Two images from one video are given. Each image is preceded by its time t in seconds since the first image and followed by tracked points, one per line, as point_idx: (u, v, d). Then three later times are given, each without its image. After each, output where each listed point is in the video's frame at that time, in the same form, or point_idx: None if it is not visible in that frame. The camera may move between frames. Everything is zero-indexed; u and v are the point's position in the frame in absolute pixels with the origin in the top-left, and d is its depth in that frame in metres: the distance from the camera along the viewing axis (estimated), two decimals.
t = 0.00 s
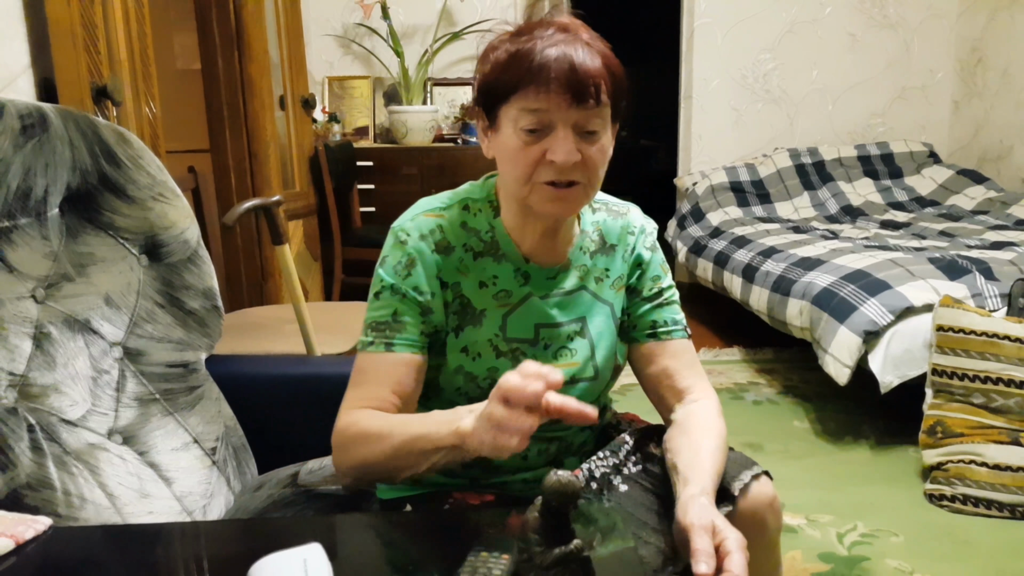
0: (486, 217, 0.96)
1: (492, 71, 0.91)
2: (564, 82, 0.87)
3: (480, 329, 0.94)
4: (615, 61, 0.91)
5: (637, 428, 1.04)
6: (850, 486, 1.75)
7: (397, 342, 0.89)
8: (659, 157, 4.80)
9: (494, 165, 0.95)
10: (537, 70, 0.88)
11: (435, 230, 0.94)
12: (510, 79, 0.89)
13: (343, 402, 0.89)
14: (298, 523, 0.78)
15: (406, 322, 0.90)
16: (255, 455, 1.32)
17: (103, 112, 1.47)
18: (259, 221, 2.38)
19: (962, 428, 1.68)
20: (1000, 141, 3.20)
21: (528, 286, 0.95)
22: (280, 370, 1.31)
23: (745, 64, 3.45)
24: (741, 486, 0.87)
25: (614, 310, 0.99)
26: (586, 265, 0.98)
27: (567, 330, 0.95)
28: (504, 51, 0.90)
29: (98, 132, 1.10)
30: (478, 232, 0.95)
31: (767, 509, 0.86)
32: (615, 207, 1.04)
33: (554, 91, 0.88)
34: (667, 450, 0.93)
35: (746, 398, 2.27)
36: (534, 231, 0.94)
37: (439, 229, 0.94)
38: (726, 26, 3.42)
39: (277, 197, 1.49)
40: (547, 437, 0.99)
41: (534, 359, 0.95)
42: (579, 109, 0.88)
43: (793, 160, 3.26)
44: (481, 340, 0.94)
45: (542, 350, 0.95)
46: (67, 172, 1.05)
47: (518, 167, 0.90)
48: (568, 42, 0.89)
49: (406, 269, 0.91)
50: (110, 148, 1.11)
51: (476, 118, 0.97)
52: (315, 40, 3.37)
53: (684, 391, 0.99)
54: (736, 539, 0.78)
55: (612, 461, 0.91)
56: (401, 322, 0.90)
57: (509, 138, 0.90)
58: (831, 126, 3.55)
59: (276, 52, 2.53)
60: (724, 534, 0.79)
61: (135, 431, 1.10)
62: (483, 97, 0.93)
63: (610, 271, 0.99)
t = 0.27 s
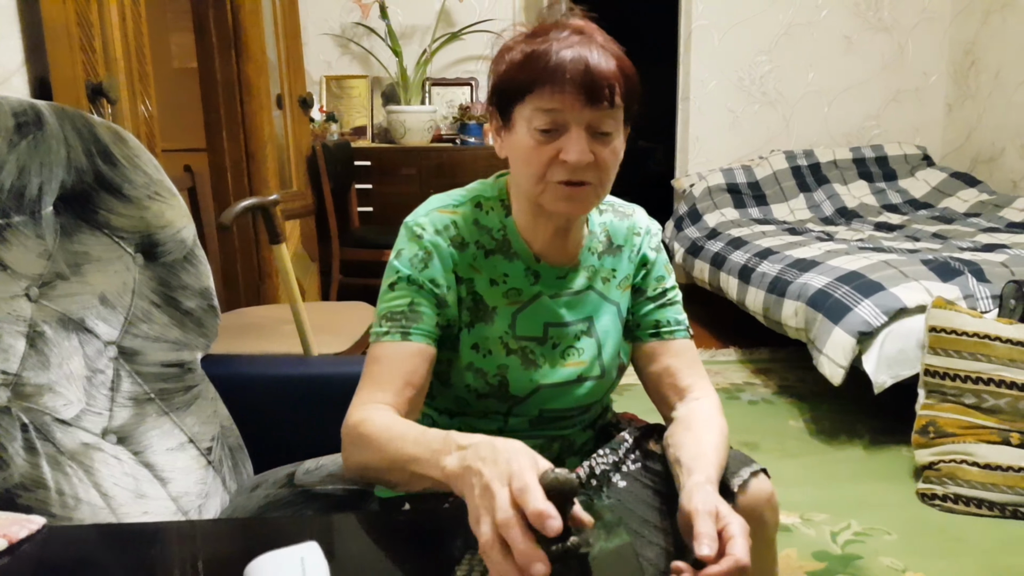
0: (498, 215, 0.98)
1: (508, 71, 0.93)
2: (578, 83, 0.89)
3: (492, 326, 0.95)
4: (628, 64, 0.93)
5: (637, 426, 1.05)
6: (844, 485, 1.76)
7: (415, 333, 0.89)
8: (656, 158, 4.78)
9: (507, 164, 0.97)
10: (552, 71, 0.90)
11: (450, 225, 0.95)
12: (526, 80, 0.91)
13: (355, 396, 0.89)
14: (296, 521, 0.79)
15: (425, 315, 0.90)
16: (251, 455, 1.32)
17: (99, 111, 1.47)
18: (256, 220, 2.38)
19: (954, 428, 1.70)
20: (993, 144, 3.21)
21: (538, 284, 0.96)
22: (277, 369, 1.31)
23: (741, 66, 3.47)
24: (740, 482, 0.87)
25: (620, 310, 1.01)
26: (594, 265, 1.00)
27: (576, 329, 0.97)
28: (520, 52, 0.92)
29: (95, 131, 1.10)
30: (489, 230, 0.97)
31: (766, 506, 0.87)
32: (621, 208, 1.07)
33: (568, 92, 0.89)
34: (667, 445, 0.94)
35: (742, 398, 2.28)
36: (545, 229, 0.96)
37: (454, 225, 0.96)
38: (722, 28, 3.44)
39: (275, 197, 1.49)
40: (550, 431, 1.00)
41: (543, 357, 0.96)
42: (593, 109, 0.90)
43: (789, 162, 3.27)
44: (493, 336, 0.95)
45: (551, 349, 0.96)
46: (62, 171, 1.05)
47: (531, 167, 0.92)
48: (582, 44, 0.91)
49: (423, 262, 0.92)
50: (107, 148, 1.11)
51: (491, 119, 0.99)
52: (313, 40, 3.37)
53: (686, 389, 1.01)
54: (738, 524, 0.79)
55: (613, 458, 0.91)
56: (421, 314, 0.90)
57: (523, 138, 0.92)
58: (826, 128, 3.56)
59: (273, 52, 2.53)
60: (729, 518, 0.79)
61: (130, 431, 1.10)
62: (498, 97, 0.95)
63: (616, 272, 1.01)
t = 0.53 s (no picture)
0: (502, 218, 0.98)
1: (516, 75, 0.92)
2: (588, 89, 0.89)
3: (496, 329, 0.95)
4: (637, 69, 0.93)
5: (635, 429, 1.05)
6: (841, 491, 1.75)
7: (418, 335, 0.89)
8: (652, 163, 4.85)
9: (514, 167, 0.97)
10: (561, 76, 0.89)
11: (454, 228, 0.96)
12: (535, 85, 0.91)
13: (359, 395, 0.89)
14: (293, 523, 0.78)
15: (429, 317, 0.91)
16: (247, 456, 1.32)
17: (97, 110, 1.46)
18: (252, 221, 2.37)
19: (951, 434, 1.70)
20: (990, 150, 3.22)
21: (542, 288, 0.97)
22: (274, 370, 1.31)
23: (739, 70, 3.47)
24: (739, 487, 0.87)
25: (623, 314, 1.01)
26: (598, 269, 1.00)
27: (579, 333, 0.97)
28: (529, 57, 0.92)
29: (94, 130, 1.09)
30: (494, 233, 0.97)
31: (763, 510, 0.88)
32: (624, 212, 1.07)
33: (577, 98, 0.89)
34: (667, 448, 0.95)
35: (738, 402, 2.27)
36: (551, 233, 0.96)
37: (458, 228, 0.96)
38: (720, 32, 3.44)
39: (272, 197, 1.48)
40: (552, 435, 1.00)
41: (546, 361, 0.96)
42: (601, 115, 0.90)
43: (786, 166, 3.28)
44: (496, 340, 0.95)
45: (554, 353, 0.96)
46: (63, 169, 1.04)
47: (538, 171, 0.92)
48: (592, 49, 0.91)
49: (428, 265, 0.93)
50: (105, 146, 1.10)
51: (497, 121, 0.98)
52: (310, 41, 3.37)
53: (687, 395, 1.00)
54: (733, 520, 0.80)
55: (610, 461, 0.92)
56: (424, 316, 0.90)
57: (530, 142, 0.92)
58: (823, 133, 3.57)
59: (270, 52, 2.53)
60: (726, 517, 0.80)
61: (127, 430, 1.10)
62: (506, 101, 0.94)
63: (620, 276, 1.02)
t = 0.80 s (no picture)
0: (500, 222, 0.99)
1: (516, 80, 0.93)
2: (588, 95, 0.90)
3: (493, 333, 0.96)
4: (635, 73, 0.93)
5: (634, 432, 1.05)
6: (839, 492, 1.76)
7: (413, 341, 0.90)
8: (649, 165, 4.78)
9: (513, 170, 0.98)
10: (562, 81, 0.90)
11: (451, 233, 0.96)
12: (534, 90, 0.91)
13: (354, 402, 0.90)
14: (294, 525, 0.79)
15: (425, 323, 0.91)
16: (248, 460, 1.32)
17: (96, 113, 1.47)
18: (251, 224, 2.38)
19: (948, 435, 1.71)
20: (987, 152, 3.23)
21: (539, 291, 0.97)
22: (274, 373, 1.31)
23: (736, 72, 3.48)
24: (736, 489, 0.88)
25: (621, 317, 1.02)
26: (596, 272, 1.01)
27: (576, 336, 0.98)
28: (528, 61, 0.92)
29: (92, 134, 1.09)
30: (492, 237, 0.98)
31: (760, 513, 0.88)
32: (623, 217, 1.08)
33: (578, 103, 0.90)
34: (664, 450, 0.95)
35: (736, 404, 2.28)
36: (551, 235, 0.97)
37: (455, 233, 0.97)
38: (717, 35, 3.45)
39: (272, 200, 1.49)
40: (552, 438, 1.00)
41: (544, 364, 0.97)
42: (601, 121, 0.91)
43: (783, 168, 3.29)
44: (493, 344, 0.96)
45: (551, 356, 0.97)
46: (61, 174, 1.05)
47: (539, 176, 0.93)
48: (592, 54, 0.91)
49: (424, 270, 0.93)
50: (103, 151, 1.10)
51: (495, 123, 0.99)
52: (308, 44, 3.37)
53: (687, 398, 1.01)
54: (715, 498, 0.84)
55: (609, 464, 0.93)
56: (420, 322, 0.91)
57: (530, 147, 0.93)
58: (820, 135, 3.58)
59: (268, 55, 2.53)
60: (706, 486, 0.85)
61: (127, 434, 1.10)
62: (506, 105, 0.95)
63: (619, 279, 1.02)
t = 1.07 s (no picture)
0: (489, 215, 0.98)
1: (503, 77, 0.92)
2: (576, 90, 0.90)
3: (487, 324, 0.95)
4: (619, 68, 0.94)
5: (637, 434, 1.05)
6: (848, 493, 1.75)
7: (408, 336, 0.90)
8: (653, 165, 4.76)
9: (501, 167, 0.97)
10: (550, 77, 0.90)
11: (440, 227, 0.96)
12: (522, 88, 0.91)
13: (353, 395, 0.91)
14: (300, 532, 0.79)
15: (419, 317, 0.91)
16: (256, 465, 1.33)
17: (101, 121, 1.48)
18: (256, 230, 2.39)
19: (960, 435, 1.69)
20: (997, 148, 3.21)
21: (532, 280, 0.97)
22: (280, 378, 1.32)
23: (741, 71, 3.47)
24: (739, 490, 0.89)
25: (613, 307, 1.03)
26: (587, 262, 1.01)
27: (571, 324, 0.98)
28: (515, 58, 0.92)
29: (99, 142, 1.10)
30: (481, 230, 0.97)
31: (763, 515, 0.89)
32: (611, 211, 1.09)
33: (566, 98, 0.90)
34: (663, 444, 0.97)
35: (744, 405, 2.27)
36: (541, 229, 0.97)
37: (445, 227, 0.96)
38: (722, 34, 3.44)
39: (276, 206, 1.49)
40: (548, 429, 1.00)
41: (539, 352, 0.96)
42: (589, 115, 0.91)
43: (790, 167, 3.27)
44: (487, 334, 0.95)
45: (546, 345, 0.97)
46: (70, 182, 1.05)
47: (529, 172, 0.93)
48: (577, 49, 0.92)
49: (416, 265, 0.93)
50: (110, 158, 1.11)
51: (482, 121, 0.99)
52: (310, 48, 3.38)
53: (675, 381, 1.04)
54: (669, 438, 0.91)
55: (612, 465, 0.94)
56: (414, 317, 0.91)
57: (520, 144, 0.93)
58: (827, 133, 3.56)
59: (271, 61, 2.54)
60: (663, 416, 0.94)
61: (137, 439, 1.10)
62: (493, 102, 0.94)
63: (610, 270, 1.03)
